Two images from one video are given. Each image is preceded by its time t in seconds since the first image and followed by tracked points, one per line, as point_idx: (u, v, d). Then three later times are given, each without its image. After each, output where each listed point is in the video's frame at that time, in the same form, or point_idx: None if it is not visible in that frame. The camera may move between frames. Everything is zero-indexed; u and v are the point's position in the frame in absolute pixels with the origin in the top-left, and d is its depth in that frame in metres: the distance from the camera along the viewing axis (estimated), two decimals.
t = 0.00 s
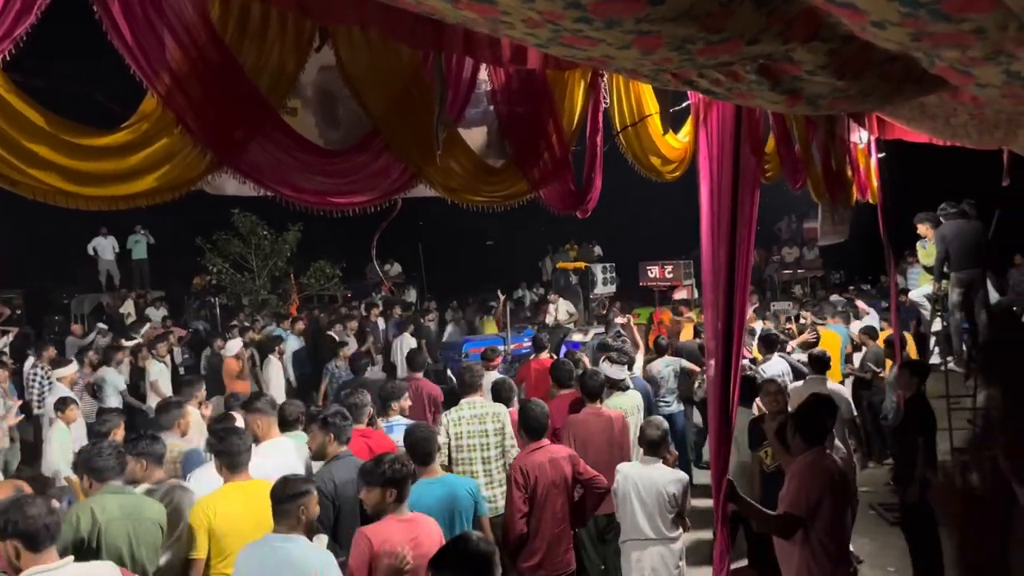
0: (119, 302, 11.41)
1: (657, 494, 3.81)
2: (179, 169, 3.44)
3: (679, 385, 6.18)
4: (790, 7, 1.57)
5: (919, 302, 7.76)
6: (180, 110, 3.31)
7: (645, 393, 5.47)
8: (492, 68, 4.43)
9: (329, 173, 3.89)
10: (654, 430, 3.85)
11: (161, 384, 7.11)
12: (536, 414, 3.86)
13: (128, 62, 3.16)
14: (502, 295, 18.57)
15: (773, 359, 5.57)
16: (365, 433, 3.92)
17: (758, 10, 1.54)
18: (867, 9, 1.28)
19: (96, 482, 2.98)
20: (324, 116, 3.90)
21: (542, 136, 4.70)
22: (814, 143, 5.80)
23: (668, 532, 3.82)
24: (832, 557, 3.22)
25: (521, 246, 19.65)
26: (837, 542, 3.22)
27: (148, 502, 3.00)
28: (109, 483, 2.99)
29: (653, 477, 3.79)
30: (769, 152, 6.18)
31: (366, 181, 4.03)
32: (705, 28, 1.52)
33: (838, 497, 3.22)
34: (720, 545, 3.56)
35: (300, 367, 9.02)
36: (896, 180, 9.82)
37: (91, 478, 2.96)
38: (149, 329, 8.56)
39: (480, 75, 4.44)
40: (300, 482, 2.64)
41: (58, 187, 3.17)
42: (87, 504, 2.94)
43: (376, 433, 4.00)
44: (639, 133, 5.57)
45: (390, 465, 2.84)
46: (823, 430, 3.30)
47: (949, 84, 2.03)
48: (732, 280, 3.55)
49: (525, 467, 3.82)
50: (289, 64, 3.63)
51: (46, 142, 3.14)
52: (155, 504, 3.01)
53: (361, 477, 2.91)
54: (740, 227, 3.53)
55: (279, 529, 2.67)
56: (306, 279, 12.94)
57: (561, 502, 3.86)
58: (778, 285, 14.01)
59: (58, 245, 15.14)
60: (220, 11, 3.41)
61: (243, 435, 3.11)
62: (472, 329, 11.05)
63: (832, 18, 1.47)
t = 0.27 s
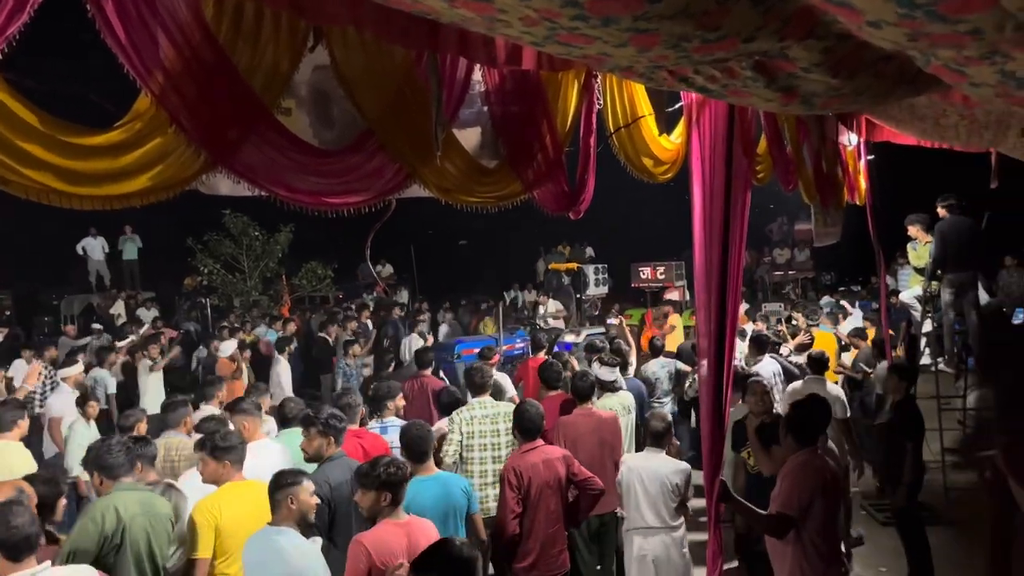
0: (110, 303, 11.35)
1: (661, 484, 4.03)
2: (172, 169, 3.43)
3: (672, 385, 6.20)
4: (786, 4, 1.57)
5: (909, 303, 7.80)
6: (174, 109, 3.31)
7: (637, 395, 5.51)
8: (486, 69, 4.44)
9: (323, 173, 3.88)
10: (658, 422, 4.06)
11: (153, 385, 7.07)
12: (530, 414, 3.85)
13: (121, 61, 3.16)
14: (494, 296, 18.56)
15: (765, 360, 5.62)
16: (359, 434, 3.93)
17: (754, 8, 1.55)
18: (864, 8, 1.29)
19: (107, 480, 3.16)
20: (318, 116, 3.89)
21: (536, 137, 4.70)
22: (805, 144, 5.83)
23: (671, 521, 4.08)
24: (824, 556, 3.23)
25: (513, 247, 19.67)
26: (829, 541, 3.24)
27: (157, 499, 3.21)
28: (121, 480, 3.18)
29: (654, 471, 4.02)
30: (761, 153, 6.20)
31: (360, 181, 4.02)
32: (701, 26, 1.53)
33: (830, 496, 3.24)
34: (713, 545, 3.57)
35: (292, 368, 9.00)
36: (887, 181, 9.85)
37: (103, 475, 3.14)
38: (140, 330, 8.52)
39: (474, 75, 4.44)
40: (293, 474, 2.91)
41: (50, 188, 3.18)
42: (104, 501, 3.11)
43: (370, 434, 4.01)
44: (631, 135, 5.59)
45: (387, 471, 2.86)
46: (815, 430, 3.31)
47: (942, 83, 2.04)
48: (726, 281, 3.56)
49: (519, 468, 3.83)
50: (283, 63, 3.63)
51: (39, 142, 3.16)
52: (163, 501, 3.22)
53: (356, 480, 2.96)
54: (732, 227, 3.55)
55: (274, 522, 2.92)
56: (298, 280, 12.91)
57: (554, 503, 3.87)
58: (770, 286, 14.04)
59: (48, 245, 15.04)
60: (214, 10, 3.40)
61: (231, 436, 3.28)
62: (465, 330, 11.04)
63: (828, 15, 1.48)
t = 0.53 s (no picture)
0: (102, 304, 11.30)
1: (667, 477, 4.10)
2: (167, 169, 3.42)
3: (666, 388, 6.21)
4: (782, 10, 1.58)
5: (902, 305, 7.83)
6: (168, 110, 3.30)
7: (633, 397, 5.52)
8: (481, 69, 4.44)
9: (318, 175, 3.88)
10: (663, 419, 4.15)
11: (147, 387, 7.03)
12: (525, 416, 3.84)
13: (116, 61, 3.15)
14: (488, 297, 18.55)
15: (757, 361, 5.66)
16: (353, 435, 3.92)
17: (751, 13, 1.56)
18: (860, 17, 1.29)
19: (116, 477, 3.16)
20: (314, 117, 3.88)
21: (530, 139, 4.71)
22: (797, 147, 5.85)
23: (676, 514, 4.13)
24: (818, 557, 3.24)
25: (506, 248, 19.68)
26: (823, 543, 3.24)
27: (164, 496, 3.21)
28: (130, 477, 3.18)
29: (655, 464, 4.09)
30: (753, 156, 6.22)
31: (355, 183, 4.01)
32: (698, 31, 1.53)
33: (824, 497, 3.25)
34: (707, 546, 3.57)
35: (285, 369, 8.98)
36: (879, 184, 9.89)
37: (112, 471, 3.15)
38: (132, 331, 8.49)
39: (469, 77, 4.44)
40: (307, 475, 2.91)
41: (44, 188, 3.17)
42: (118, 497, 3.12)
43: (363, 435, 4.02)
44: (625, 137, 5.61)
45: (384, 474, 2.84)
46: (810, 432, 3.32)
47: (937, 88, 2.05)
48: (720, 282, 3.57)
49: (514, 469, 3.83)
50: (278, 64, 3.62)
51: (33, 142, 3.15)
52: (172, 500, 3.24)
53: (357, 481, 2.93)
54: (726, 229, 3.56)
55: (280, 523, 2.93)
56: (291, 281, 12.88)
57: (549, 505, 3.88)
58: (763, 288, 14.06)
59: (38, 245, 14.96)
60: (209, 11, 3.39)
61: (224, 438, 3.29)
62: (458, 331, 11.03)
63: (825, 22, 1.48)
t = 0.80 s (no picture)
0: (91, 305, 11.24)
1: (672, 473, 4.15)
2: (157, 170, 3.41)
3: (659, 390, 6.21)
4: (775, 16, 1.59)
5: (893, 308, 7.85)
6: (159, 110, 3.29)
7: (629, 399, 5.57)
8: (474, 72, 4.45)
9: (309, 176, 3.87)
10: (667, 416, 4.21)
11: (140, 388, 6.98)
12: (516, 419, 3.84)
13: (106, 61, 3.14)
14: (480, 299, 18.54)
15: (747, 363, 5.72)
16: (345, 437, 3.99)
17: (743, 20, 1.56)
18: (852, 24, 1.30)
19: (106, 477, 3.15)
20: (305, 118, 3.88)
21: (523, 141, 4.71)
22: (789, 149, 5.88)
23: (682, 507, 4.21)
24: (808, 558, 3.25)
25: (499, 250, 19.67)
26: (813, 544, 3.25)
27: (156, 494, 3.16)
28: (119, 478, 3.16)
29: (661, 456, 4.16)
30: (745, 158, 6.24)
31: (347, 184, 4.01)
32: (691, 36, 1.53)
33: (815, 498, 3.26)
34: (698, 548, 3.58)
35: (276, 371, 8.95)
36: (869, 187, 9.93)
37: (102, 472, 3.14)
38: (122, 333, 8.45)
39: (461, 79, 4.44)
40: (312, 481, 2.90)
41: (34, 188, 3.15)
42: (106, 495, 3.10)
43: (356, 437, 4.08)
44: (618, 139, 5.62)
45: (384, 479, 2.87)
46: (800, 433, 3.33)
47: (927, 94, 2.06)
48: (712, 285, 3.57)
49: (505, 473, 3.83)
50: (270, 65, 3.61)
51: (22, 142, 3.13)
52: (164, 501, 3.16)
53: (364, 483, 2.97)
54: (719, 232, 3.56)
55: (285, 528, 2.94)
56: (283, 282, 12.85)
57: (541, 507, 3.88)
58: (755, 290, 14.09)
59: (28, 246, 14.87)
60: (200, 11, 3.38)
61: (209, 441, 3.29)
62: (450, 333, 11.02)
63: (816, 28, 1.49)
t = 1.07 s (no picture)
0: (81, 303, 11.18)
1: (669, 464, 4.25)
2: (145, 169, 3.39)
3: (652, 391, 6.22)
4: (764, 17, 1.59)
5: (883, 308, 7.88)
6: (147, 109, 3.27)
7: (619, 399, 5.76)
8: (466, 73, 4.45)
9: (299, 175, 3.86)
10: (663, 411, 4.36)
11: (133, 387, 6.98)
12: (506, 420, 3.84)
13: (94, 59, 3.12)
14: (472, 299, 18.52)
15: (735, 364, 5.85)
16: (337, 437, 3.99)
17: (732, 21, 1.56)
18: (840, 26, 1.30)
19: (93, 477, 3.14)
20: (296, 117, 3.87)
21: (515, 142, 4.71)
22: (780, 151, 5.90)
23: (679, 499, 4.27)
24: (795, 558, 3.27)
25: (491, 250, 19.66)
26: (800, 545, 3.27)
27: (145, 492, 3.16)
28: (105, 478, 3.15)
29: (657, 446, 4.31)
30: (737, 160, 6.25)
31: (337, 184, 4.01)
32: (680, 37, 1.54)
33: (801, 499, 3.27)
34: (687, 549, 3.59)
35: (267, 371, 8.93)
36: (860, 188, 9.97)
37: (87, 471, 3.13)
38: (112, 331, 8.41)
39: (453, 79, 4.44)
40: (316, 484, 2.88)
41: (22, 187, 3.13)
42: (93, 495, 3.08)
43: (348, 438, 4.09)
44: (610, 140, 5.63)
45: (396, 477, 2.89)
46: (788, 434, 3.34)
47: (916, 96, 2.07)
48: (702, 287, 3.58)
49: (495, 474, 3.82)
50: (260, 64, 3.60)
51: (9, 140, 3.11)
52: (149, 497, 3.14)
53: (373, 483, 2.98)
54: (709, 233, 3.57)
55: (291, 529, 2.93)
56: (274, 281, 12.81)
57: (531, 508, 3.88)
58: (746, 290, 14.13)
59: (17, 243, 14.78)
60: (189, 10, 3.37)
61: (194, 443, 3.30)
62: (442, 333, 11.01)
63: (805, 29, 1.49)
